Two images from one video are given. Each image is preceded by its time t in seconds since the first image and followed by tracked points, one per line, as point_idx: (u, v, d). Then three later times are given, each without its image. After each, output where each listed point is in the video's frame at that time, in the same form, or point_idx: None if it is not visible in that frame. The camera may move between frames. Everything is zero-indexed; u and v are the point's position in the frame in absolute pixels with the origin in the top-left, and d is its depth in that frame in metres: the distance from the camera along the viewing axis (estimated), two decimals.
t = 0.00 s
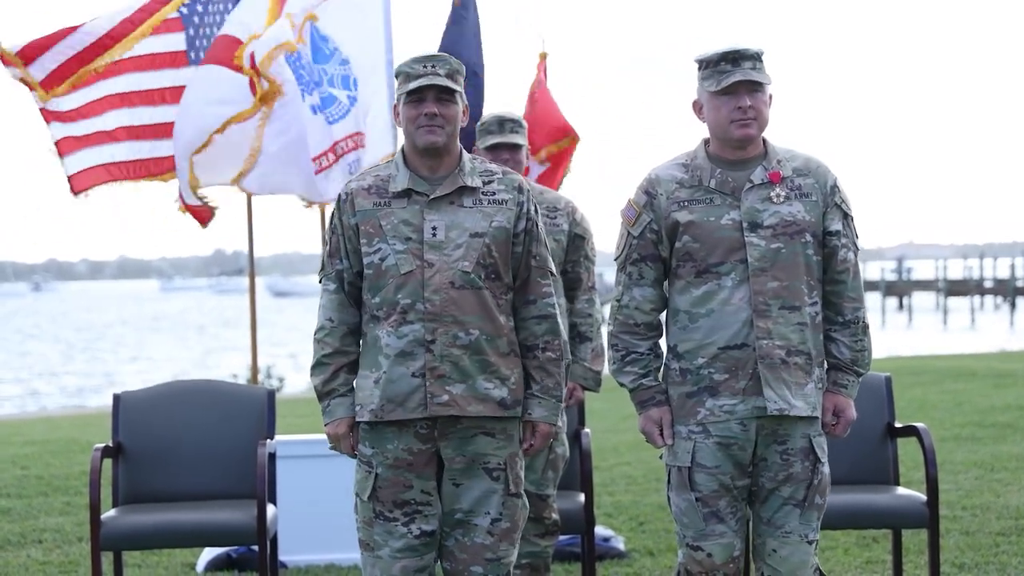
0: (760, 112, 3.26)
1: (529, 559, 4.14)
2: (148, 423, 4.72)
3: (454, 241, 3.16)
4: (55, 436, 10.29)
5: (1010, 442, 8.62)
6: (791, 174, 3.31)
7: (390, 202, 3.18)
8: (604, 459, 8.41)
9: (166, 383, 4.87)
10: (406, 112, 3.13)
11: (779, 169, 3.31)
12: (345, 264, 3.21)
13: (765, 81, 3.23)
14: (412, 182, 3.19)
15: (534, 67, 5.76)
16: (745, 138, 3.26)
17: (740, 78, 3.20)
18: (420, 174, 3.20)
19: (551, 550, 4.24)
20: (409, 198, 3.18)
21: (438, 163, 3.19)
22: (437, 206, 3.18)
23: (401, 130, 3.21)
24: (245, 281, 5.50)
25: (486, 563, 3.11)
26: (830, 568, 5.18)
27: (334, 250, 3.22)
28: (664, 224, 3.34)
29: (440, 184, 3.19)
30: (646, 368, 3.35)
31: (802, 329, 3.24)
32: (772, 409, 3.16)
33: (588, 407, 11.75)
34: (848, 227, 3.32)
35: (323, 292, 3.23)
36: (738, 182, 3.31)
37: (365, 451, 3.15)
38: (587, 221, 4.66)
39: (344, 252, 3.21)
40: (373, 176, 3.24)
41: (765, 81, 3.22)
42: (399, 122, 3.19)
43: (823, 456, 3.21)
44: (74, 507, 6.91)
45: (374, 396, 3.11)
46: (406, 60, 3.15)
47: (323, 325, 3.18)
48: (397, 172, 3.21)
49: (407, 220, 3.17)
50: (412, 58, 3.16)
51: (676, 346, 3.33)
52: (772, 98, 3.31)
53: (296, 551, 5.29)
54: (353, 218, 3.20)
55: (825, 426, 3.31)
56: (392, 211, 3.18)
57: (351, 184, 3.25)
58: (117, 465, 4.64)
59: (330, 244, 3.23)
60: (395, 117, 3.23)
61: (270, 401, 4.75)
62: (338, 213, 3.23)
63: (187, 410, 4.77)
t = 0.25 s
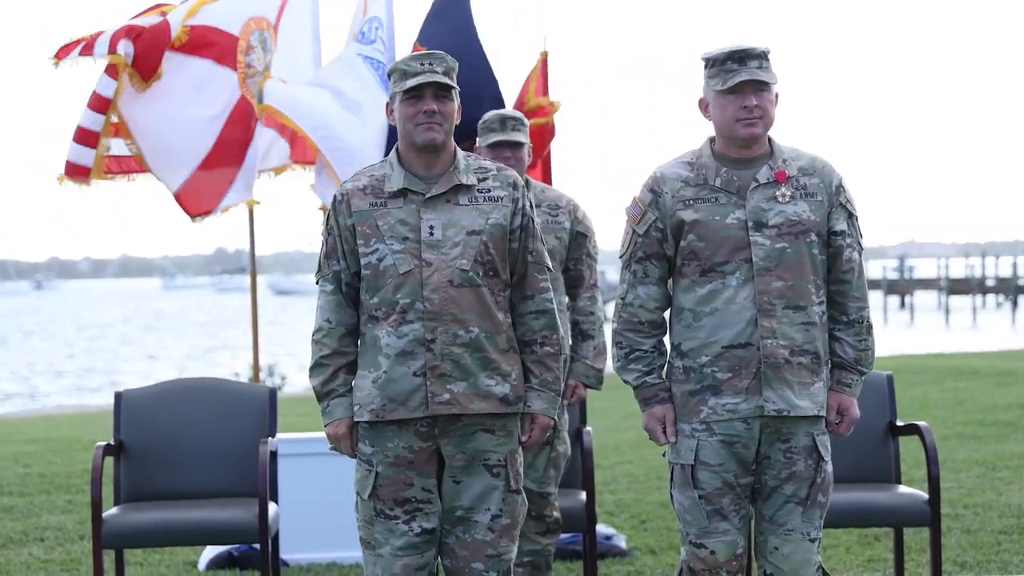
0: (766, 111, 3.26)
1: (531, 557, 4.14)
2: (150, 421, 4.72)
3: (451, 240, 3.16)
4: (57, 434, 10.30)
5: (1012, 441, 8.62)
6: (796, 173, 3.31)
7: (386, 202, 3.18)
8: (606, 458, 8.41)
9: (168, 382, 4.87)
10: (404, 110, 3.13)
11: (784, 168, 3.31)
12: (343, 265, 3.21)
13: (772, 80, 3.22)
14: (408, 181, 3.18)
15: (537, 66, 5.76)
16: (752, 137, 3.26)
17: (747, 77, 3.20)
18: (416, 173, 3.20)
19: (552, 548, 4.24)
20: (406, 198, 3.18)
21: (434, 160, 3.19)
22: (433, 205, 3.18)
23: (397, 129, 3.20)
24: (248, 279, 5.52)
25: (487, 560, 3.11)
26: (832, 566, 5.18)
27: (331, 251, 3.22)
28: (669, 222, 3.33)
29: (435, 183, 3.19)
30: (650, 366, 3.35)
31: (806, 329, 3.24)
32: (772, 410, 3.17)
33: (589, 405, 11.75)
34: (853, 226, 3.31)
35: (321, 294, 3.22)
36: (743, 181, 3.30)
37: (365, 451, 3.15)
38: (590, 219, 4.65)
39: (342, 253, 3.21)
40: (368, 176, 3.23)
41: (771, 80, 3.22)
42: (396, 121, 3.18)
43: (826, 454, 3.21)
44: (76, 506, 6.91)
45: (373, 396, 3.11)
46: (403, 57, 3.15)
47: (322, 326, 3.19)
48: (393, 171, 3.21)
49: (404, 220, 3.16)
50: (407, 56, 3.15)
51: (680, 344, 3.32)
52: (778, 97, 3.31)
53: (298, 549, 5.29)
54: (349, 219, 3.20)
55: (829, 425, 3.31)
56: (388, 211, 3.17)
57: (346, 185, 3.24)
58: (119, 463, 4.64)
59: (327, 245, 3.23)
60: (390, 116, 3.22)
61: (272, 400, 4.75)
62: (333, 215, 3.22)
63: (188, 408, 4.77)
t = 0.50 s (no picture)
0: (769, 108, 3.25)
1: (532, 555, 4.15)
2: (151, 420, 4.72)
3: (450, 238, 3.16)
4: (58, 432, 10.30)
5: (1013, 438, 8.61)
6: (798, 171, 3.30)
7: (384, 201, 3.18)
8: (607, 456, 8.41)
9: (169, 380, 4.87)
10: (400, 108, 3.13)
11: (786, 165, 3.30)
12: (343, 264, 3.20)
13: (774, 77, 3.22)
14: (405, 179, 3.18)
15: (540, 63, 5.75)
16: (755, 134, 3.25)
17: (749, 74, 3.20)
18: (413, 171, 3.20)
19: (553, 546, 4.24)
20: (404, 196, 3.18)
21: (431, 159, 3.18)
22: (432, 203, 3.18)
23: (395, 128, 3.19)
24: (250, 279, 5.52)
25: (487, 558, 3.11)
26: (833, 564, 5.18)
27: (330, 251, 3.22)
28: (671, 220, 3.33)
29: (433, 181, 3.19)
30: (652, 363, 3.34)
31: (807, 326, 3.24)
32: (777, 405, 3.16)
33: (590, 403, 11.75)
34: (853, 224, 3.31)
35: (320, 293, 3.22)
36: (745, 179, 3.30)
37: (365, 450, 3.15)
38: (591, 217, 4.65)
39: (341, 252, 3.21)
40: (365, 175, 3.23)
41: (773, 77, 3.22)
42: (394, 120, 3.17)
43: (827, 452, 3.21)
44: (77, 504, 6.92)
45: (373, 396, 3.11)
46: (399, 56, 3.15)
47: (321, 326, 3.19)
48: (390, 169, 3.21)
49: (402, 218, 3.16)
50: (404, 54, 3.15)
51: (681, 342, 3.32)
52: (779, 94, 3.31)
53: (299, 547, 5.29)
54: (347, 218, 3.20)
55: (830, 423, 3.31)
56: (386, 210, 3.17)
57: (343, 185, 3.24)
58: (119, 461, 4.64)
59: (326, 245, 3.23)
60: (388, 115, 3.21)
61: (273, 398, 4.75)
62: (332, 215, 3.22)
63: (188, 407, 4.77)
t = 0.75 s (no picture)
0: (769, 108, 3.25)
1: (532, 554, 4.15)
2: (150, 418, 4.72)
3: (449, 237, 3.16)
4: (58, 431, 10.31)
5: (1013, 438, 8.61)
6: (799, 170, 3.30)
7: (384, 199, 3.18)
8: (607, 455, 8.41)
9: (168, 378, 4.86)
10: (400, 107, 3.12)
11: (786, 166, 3.30)
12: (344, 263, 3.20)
13: (775, 77, 3.22)
14: (405, 178, 3.18)
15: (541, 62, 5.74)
16: (755, 134, 3.25)
17: (750, 73, 3.19)
18: (414, 170, 3.20)
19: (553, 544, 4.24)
20: (403, 195, 3.18)
21: (431, 158, 3.18)
22: (432, 201, 3.18)
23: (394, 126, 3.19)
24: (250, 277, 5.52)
25: (486, 557, 3.11)
26: (833, 563, 5.18)
27: (331, 249, 3.21)
28: (672, 219, 3.33)
29: (434, 180, 3.19)
30: (652, 362, 3.34)
31: (807, 325, 3.24)
32: (774, 405, 3.16)
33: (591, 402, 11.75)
34: (854, 224, 3.31)
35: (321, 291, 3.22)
36: (746, 178, 3.30)
37: (363, 448, 3.15)
38: (592, 215, 4.64)
39: (341, 250, 3.20)
40: (365, 173, 3.22)
41: (774, 77, 3.22)
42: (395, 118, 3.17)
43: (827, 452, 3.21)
44: (77, 502, 6.92)
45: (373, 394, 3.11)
46: (401, 54, 3.14)
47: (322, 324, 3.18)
48: (390, 168, 3.20)
49: (402, 217, 3.16)
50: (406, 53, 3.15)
51: (682, 341, 3.32)
52: (780, 94, 3.30)
53: (299, 546, 5.29)
54: (348, 216, 3.19)
55: (830, 423, 3.30)
56: (386, 208, 3.17)
57: (344, 182, 3.24)
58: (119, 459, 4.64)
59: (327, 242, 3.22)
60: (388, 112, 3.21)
61: (272, 396, 4.75)
62: (332, 212, 3.22)
63: (188, 405, 4.77)
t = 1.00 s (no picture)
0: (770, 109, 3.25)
1: (532, 554, 4.15)
2: (150, 418, 4.72)
3: (453, 237, 3.15)
4: (58, 430, 10.30)
5: (1012, 439, 8.61)
6: (799, 172, 3.30)
7: (388, 199, 3.17)
8: (607, 455, 8.41)
9: (168, 378, 4.86)
10: (405, 108, 3.13)
11: (787, 167, 3.30)
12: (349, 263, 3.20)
13: (776, 78, 3.21)
14: (409, 178, 3.18)
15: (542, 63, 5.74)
16: (756, 133, 3.25)
17: (751, 74, 3.19)
18: (417, 170, 3.20)
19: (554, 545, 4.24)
20: (407, 194, 3.18)
21: (436, 158, 3.18)
22: (436, 201, 3.17)
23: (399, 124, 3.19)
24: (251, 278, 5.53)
25: (488, 558, 3.11)
26: (833, 564, 5.18)
27: (334, 249, 3.21)
28: (672, 220, 3.33)
29: (438, 179, 3.19)
30: (653, 363, 3.34)
31: (808, 327, 3.24)
32: (775, 407, 3.16)
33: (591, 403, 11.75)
34: (855, 225, 3.30)
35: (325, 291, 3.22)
36: (746, 179, 3.30)
37: (365, 448, 3.15)
38: (592, 215, 4.64)
39: (345, 250, 3.20)
40: (370, 173, 3.23)
41: (775, 78, 3.21)
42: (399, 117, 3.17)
43: (827, 452, 3.20)
44: (77, 502, 6.91)
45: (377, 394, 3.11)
46: (405, 54, 3.14)
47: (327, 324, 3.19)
48: (394, 168, 3.20)
49: (406, 217, 3.16)
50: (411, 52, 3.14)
51: (682, 342, 3.32)
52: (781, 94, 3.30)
53: (299, 546, 5.29)
54: (352, 216, 3.19)
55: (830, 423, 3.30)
56: (390, 208, 3.17)
57: (348, 182, 3.24)
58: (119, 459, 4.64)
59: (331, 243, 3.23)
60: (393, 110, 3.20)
61: (273, 397, 4.75)
62: (336, 212, 3.22)
63: (188, 405, 4.77)
